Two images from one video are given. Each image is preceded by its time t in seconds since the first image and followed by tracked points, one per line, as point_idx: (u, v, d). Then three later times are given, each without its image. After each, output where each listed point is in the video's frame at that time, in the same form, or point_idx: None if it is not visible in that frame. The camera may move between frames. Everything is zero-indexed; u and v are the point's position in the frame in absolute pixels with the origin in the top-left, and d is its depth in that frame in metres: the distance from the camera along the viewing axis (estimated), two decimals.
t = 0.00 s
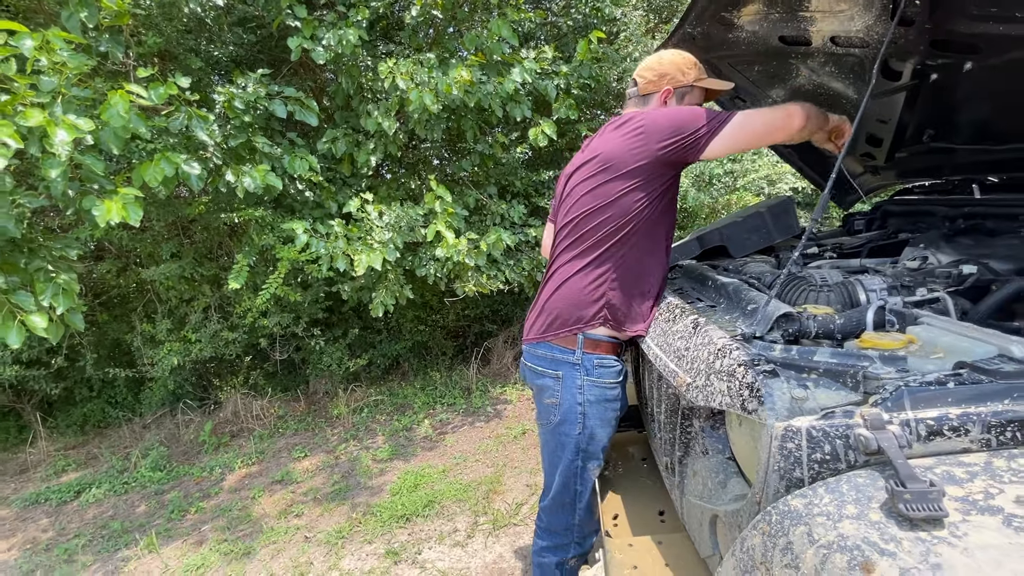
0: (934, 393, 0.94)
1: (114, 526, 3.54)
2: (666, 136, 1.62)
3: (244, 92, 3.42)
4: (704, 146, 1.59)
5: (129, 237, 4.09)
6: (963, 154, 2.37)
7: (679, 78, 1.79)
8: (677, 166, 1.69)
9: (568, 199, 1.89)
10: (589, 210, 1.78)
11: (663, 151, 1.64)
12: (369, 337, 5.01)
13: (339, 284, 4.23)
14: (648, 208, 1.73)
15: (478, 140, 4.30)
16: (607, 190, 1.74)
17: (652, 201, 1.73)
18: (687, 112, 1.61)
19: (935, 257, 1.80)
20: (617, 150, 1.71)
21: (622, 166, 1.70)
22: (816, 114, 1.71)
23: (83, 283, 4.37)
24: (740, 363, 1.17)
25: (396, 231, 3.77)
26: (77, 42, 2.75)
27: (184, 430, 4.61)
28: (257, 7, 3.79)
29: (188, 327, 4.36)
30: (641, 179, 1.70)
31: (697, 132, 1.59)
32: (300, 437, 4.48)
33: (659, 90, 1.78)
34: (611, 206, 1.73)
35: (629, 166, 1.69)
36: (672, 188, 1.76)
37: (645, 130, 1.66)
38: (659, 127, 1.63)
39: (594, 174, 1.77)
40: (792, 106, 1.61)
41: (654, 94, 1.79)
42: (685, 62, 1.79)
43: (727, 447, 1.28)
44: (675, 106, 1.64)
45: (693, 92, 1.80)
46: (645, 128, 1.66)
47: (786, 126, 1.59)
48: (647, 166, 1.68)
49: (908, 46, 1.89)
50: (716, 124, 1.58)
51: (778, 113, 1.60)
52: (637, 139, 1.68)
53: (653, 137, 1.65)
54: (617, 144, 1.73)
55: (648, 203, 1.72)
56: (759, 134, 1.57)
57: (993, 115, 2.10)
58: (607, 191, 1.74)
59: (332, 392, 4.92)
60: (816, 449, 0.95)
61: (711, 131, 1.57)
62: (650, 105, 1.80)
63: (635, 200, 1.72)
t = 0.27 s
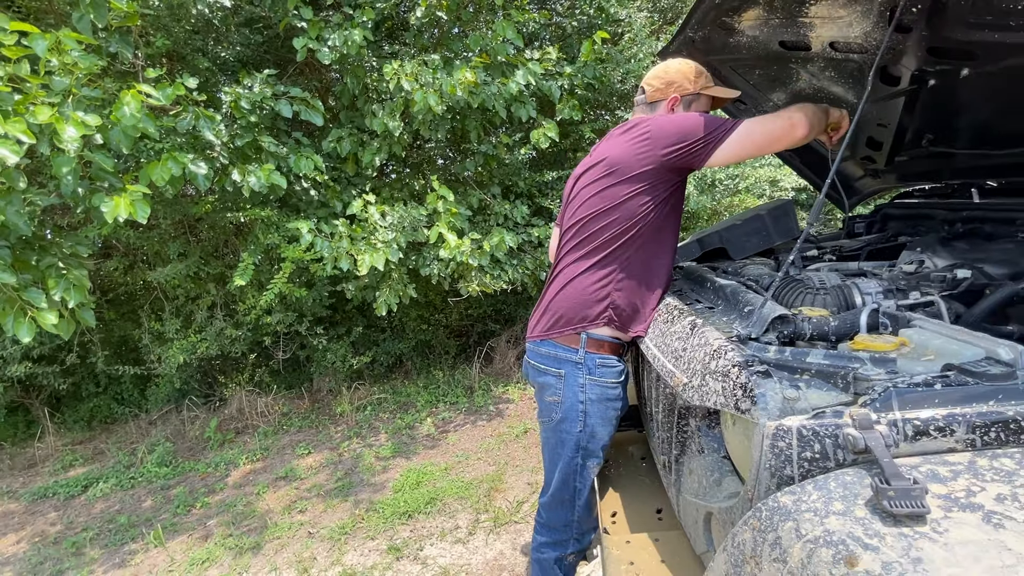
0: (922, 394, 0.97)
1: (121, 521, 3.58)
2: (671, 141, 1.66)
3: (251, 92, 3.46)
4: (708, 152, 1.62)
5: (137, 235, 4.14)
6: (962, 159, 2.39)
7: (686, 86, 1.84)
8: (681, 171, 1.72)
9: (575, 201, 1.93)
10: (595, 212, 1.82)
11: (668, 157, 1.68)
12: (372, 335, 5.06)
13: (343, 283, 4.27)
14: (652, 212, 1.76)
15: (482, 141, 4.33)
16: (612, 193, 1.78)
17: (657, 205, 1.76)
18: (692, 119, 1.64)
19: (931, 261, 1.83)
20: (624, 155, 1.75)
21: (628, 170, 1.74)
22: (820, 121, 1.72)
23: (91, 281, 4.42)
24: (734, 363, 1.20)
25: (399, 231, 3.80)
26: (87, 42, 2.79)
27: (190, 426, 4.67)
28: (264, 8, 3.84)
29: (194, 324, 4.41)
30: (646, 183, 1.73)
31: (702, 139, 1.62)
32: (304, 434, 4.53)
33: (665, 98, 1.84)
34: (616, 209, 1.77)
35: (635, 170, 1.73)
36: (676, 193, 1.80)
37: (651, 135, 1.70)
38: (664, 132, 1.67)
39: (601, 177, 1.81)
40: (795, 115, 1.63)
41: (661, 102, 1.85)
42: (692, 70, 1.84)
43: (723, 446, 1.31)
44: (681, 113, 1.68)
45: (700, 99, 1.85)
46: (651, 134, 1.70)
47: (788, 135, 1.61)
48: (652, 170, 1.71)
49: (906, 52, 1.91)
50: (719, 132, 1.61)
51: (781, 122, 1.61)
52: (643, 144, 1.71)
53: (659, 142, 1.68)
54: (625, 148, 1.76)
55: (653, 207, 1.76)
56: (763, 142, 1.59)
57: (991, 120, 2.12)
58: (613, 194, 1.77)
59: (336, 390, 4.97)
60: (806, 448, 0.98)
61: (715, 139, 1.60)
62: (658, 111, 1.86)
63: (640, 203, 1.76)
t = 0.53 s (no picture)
0: (912, 397, 0.99)
1: (129, 516, 3.63)
2: (679, 149, 1.69)
3: (258, 94, 3.50)
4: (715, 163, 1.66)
5: (145, 234, 4.19)
6: (962, 164, 2.41)
7: (694, 98, 1.92)
8: (688, 180, 1.76)
9: (582, 205, 1.96)
10: (602, 217, 1.85)
11: (676, 165, 1.71)
12: (377, 335, 5.10)
13: (348, 282, 4.31)
14: (659, 218, 1.80)
15: (486, 143, 4.37)
16: (620, 199, 1.81)
17: (663, 212, 1.79)
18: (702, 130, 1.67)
19: (928, 266, 1.85)
20: (633, 161, 1.78)
21: (636, 176, 1.77)
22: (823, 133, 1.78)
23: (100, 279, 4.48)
24: (731, 366, 1.23)
25: (404, 231, 3.84)
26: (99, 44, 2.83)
27: (196, 424, 4.72)
28: (272, 10, 3.88)
29: (201, 323, 4.46)
30: (654, 190, 1.76)
31: (710, 150, 1.65)
32: (309, 432, 4.57)
33: (674, 108, 1.92)
34: (623, 214, 1.80)
35: (643, 176, 1.76)
36: (682, 201, 1.83)
37: (661, 144, 1.72)
38: (672, 141, 1.70)
39: (609, 183, 1.84)
40: (799, 129, 1.67)
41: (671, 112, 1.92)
42: (699, 82, 1.92)
43: (720, 447, 1.34)
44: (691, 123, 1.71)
45: (707, 110, 1.93)
46: (661, 142, 1.73)
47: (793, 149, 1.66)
48: (661, 178, 1.74)
49: (905, 59, 1.94)
50: (727, 144, 1.64)
51: (785, 135, 1.65)
52: (653, 151, 1.74)
53: (668, 150, 1.71)
54: (634, 155, 1.79)
55: (659, 214, 1.79)
56: (769, 156, 1.63)
57: (990, 127, 2.14)
58: (620, 199, 1.80)
59: (340, 389, 5.01)
60: (798, 449, 1.01)
61: (723, 151, 1.64)
62: (666, 121, 1.93)
63: (647, 209, 1.79)
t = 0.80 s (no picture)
0: (910, 397, 1.01)
1: (135, 512, 3.66)
2: (682, 149, 1.71)
3: (265, 95, 3.54)
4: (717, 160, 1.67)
5: (153, 233, 4.23)
6: (965, 167, 2.42)
7: (701, 101, 1.95)
8: (691, 179, 1.77)
9: (587, 206, 1.98)
10: (605, 217, 1.87)
11: (680, 165, 1.73)
12: (381, 334, 5.12)
13: (352, 282, 4.33)
14: (662, 219, 1.81)
15: (491, 144, 4.39)
16: (624, 199, 1.83)
17: (667, 212, 1.81)
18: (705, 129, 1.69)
19: (931, 268, 1.86)
20: (636, 162, 1.80)
21: (640, 177, 1.79)
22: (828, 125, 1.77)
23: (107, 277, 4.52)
24: (732, 365, 1.25)
25: (409, 231, 3.86)
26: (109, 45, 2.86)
27: (201, 421, 4.75)
28: (279, 12, 3.91)
29: (208, 322, 4.50)
30: (657, 191, 1.78)
31: (712, 147, 1.66)
32: (313, 431, 4.60)
33: (679, 111, 1.95)
34: (627, 214, 1.82)
35: (646, 177, 1.78)
36: (685, 201, 1.85)
37: (664, 144, 1.75)
38: (675, 141, 1.72)
39: (613, 184, 1.87)
40: (804, 115, 1.65)
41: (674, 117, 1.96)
42: (705, 87, 1.95)
43: (721, 445, 1.35)
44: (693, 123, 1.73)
45: (714, 113, 1.95)
46: (664, 143, 1.75)
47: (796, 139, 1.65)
48: (663, 178, 1.76)
49: (907, 63, 1.95)
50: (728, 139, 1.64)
51: (789, 122, 1.64)
52: (656, 152, 1.77)
53: (670, 150, 1.73)
54: (637, 156, 1.81)
55: (662, 214, 1.81)
56: (772, 143, 1.61)
57: (993, 131, 2.15)
58: (624, 200, 1.82)
59: (344, 388, 5.04)
60: (798, 446, 1.02)
61: (725, 147, 1.65)
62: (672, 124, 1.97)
63: (650, 209, 1.81)
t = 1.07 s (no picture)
0: (915, 400, 1.01)
1: (138, 512, 3.68)
2: (680, 148, 1.74)
3: (271, 97, 3.56)
4: (716, 154, 1.69)
5: (158, 234, 4.25)
6: (970, 172, 2.42)
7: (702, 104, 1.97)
8: (692, 178, 1.79)
9: (589, 210, 2.01)
10: (607, 218, 1.89)
11: (679, 163, 1.75)
12: (384, 336, 5.13)
13: (356, 283, 4.35)
14: (663, 218, 1.83)
15: (495, 147, 4.40)
16: (625, 199, 1.85)
17: (668, 211, 1.83)
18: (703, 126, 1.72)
19: (935, 272, 1.86)
20: (637, 163, 1.84)
21: (641, 177, 1.82)
22: (830, 122, 1.78)
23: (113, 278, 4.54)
24: (736, 368, 1.25)
25: (413, 232, 3.88)
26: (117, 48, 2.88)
27: (205, 422, 4.76)
28: (284, 15, 3.93)
29: (212, 323, 4.51)
30: (658, 190, 1.80)
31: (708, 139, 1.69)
32: (316, 432, 4.60)
33: (679, 115, 1.99)
34: (628, 214, 1.84)
35: (647, 177, 1.81)
36: (687, 202, 1.87)
37: (663, 144, 1.78)
38: (673, 140, 1.76)
39: (614, 187, 1.90)
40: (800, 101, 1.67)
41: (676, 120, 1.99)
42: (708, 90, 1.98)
43: (725, 448, 1.35)
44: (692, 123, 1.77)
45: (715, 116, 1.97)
46: (664, 143, 1.79)
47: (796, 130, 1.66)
48: (664, 176, 1.78)
49: (912, 68, 1.95)
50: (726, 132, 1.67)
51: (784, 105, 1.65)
52: (656, 152, 1.80)
53: (670, 149, 1.77)
54: (638, 158, 1.85)
55: (664, 213, 1.82)
56: (769, 131, 1.62)
57: (997, 135, 2.16)
58: (625, 200, 1.85)
59: (347, 389, 5.05)
60: (803, 449, 1.03)
61: (723, 140, 1.67)
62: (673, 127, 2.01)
63: (651, 208, 1.82)
